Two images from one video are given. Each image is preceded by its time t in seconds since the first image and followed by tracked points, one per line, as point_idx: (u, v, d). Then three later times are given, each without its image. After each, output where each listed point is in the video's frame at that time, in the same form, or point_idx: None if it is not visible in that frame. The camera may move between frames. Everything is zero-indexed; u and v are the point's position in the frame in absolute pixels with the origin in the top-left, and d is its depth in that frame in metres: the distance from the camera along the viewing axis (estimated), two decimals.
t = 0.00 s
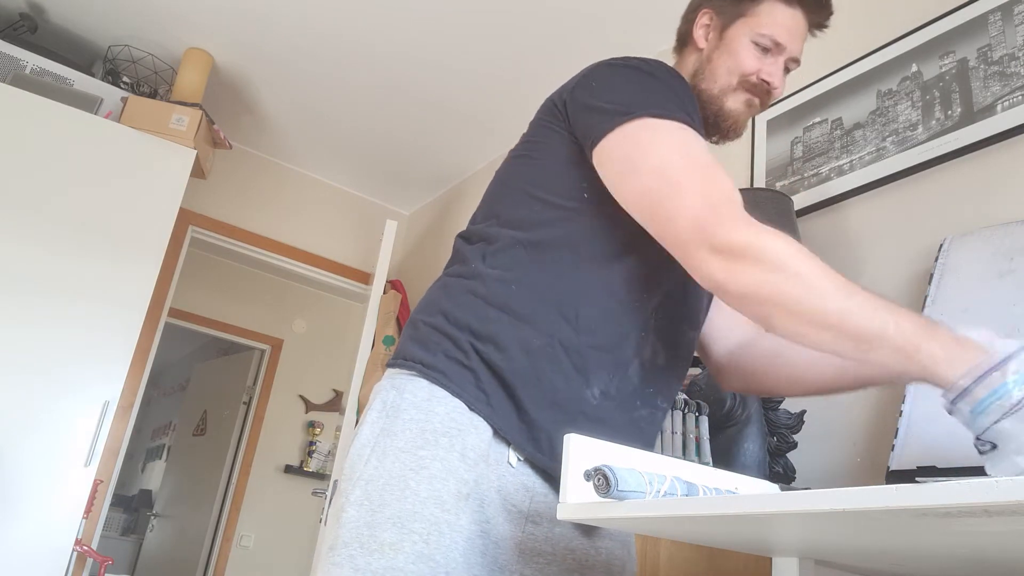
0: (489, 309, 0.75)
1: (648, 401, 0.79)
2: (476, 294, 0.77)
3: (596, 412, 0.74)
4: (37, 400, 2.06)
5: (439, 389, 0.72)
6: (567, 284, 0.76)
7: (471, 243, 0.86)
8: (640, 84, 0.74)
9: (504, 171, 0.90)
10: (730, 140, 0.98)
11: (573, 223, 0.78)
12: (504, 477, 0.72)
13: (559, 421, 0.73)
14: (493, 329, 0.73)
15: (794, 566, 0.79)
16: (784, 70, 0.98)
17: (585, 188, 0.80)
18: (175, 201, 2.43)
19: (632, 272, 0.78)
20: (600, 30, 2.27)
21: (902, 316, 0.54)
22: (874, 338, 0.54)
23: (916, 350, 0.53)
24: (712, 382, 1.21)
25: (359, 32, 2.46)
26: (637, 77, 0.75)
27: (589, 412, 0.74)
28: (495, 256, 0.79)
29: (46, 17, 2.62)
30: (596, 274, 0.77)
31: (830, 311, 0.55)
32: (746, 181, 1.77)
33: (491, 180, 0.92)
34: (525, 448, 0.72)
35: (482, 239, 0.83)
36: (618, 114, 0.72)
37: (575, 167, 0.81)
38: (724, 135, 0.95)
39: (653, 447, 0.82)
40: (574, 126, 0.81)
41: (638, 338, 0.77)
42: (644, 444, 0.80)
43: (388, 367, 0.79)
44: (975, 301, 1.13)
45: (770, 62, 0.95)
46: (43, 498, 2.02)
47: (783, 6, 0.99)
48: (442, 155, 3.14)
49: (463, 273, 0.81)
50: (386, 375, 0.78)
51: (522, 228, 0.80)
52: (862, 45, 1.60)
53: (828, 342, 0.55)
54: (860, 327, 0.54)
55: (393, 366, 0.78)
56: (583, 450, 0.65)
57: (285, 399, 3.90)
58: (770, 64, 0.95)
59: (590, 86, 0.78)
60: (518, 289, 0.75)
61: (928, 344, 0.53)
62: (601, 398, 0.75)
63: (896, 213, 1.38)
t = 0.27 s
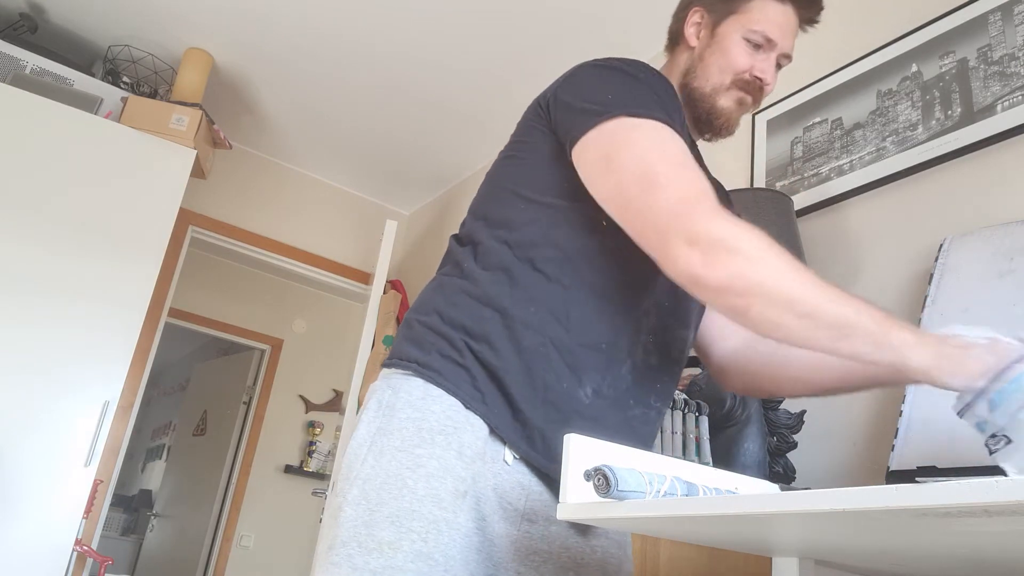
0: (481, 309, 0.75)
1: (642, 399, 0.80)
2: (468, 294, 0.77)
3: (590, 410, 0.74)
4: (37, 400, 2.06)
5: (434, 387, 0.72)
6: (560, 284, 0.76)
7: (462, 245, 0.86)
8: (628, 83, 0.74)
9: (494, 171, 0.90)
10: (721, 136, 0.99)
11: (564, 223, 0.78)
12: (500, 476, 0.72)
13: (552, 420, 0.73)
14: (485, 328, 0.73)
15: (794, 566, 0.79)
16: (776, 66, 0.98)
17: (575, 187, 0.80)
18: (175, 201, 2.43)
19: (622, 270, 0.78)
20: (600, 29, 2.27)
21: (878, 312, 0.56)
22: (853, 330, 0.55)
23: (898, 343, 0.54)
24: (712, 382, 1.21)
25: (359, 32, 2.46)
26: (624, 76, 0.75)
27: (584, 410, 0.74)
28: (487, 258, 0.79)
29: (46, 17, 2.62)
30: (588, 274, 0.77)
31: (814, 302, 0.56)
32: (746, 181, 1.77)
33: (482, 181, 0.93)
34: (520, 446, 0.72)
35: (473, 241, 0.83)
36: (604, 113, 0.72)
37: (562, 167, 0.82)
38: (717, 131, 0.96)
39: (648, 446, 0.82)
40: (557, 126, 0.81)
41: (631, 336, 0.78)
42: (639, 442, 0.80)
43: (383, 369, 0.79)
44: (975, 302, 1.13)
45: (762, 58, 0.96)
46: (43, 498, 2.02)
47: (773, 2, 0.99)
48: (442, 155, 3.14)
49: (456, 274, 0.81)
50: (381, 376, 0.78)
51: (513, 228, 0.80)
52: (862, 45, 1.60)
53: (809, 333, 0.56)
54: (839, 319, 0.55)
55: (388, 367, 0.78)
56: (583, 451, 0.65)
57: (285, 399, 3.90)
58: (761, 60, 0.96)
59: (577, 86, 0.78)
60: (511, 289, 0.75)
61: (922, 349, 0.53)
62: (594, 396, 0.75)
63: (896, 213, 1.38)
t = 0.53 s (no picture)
0: (476, 309, 0.75)
1: (635, 399, 0.80)
2: (464, 294, 0.77)
3: (584, 411, 0.74)
4: (38, 400, 2.07)
5: (427, 389, 0.72)
6: (554, 284, 0.76)
7: (459, 244, 0.86)
8: (624, 81, 0.74)
9: (493, 170, 0.90)
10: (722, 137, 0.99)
11: (559, 223, 0.79)
12: (493, 476, 0.72)
13: (546, 421, 0.73)
14: (480, 328, 0.74)
15: (794, 566, 0.79)
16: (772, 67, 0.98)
17: (569, 187, 0.81)
18: (175, 201, 2.43)
19: (615, 271, 0.78)
20: (600, 30, 2.27)
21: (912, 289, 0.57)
22: (900, 301, 0.55)
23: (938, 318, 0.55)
24: (712, 382, 1.22)
25: (359, 32, 2.46)
26: (621, 74, 0.75)
27: (578, 411, 0.74)
28: (483, 258, 0.79)
29: (46, 18, 2.62)
30: (583, 274, 0.77)
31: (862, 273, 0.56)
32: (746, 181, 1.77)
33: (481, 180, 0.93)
34: (513, 447, 0.72)
35: (470, 239, 0.83)
36: (602, 111, 0.73)
37: (560, 167, 0.82)
38: (716, 134, 0.96)
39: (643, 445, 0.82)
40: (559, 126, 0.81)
41: (626, 335, 0.78)
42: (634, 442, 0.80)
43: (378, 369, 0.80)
44: (975, 302, 1.13)
45: (758, 58, 0.95)
46: (43, 498, 2.02)
47: (769, 2, 0.98)
48: (442, 155, 3.14)
49: (452, 274, 0.81)
50: (375, 377, 0.78)
51: (508, 228, 0.80)
52: (862, 45, 1.60)
53: (860, 304, 0.55)
54: (885, 291, 0.56)
55: (382, 367, 0.78)
56: (583, 451, 0.65)
57: (285, 399, 3.91)
58: (758, 61, 0.95)
59: (579, 85, 0.79)
60: (506, 290, 0.75)
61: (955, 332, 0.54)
62: (588, 397, 0.75)
63: (896, 213, 1.38)
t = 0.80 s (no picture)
0: (476, 308, 0.75)
1: (637, 399, 0.80)
2: (464, 294, 0.77)
3: (585, 411, 0.75)
4: (38, 400, 2.07)
5: (430, 388, 0.72)
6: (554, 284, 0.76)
7: (460, 244, 0.86)
8: (623, 81, 0.74)
9: (494, 171, 0.91)
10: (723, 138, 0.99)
11: (561, 222, 0.79)
12: (495, 476, 0.71)
13: (547, 420, 0.73)
14: (481, 326, 0.74)
15: (794, 566, 0.79)
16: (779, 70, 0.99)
17: (570, 187, 0.81)
18: (175, 201, 2.43)
19: (616, 272, 0.78)
20: (601, 30, 2.27)
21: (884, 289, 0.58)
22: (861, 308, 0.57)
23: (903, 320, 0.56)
24: (712, 383, 1.22)
25: (359, 32, 2.46)
26: (619, 75, 0.76)
27: (577, 409, 0.74)
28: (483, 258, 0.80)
29: (46, 18, 2.62)
30: (583, 273, 0.77)
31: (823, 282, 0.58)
32: (746, 181, 1.77)
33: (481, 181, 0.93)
34: (515, 447, 0.72)
35: (470, 240, 0.84)
36: (596, 111, 0.73)
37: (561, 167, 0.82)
38: (722, 134, 0.96)
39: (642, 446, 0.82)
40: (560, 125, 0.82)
41: (627, 333, 0.78)
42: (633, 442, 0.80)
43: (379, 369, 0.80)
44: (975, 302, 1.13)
45: (768, 61, 0.96)
46: (43, 498, 2.02)
47: (775, 5, 0.99)
48: (442, 155, 3.14)
49: (454, 274, 0.81)
50: (377, 376, 0.78)
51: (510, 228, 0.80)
52: (862, 45, 1.60)
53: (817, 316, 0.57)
54: (843, 298, 0.57)
55: (384, 367, 0.78)
56: (583, 451, 0.65)
57: (285, 399, 3.91)
58: (766, 63, 0.96)
59: (578, 86, 0.79)
60: (506, 290, 0.76)
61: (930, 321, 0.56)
62: (589, 397, 0.75)
63: (896, 213, 1.38)
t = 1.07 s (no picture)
0: (479, 309, 0.75)
1: (642, 397, 0.79)
2: (469, 295, 0.77)
3: (590, 408, 0.74)
4: (38, 400, 2.07)
5: (430, 390, 0.72)
6: (558, 283, 0.76)
7: (465, 245, 0.86)
8: (631, 80, 0.74)
9: (499, 172, 0.91)
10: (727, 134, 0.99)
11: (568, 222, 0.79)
12: (495, 477, 0.71)
13: (550, 419, 0.72)
14: (482, 327, 0.74)
15: (794, 566, 0.79)
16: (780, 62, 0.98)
17: (576, 186, 0.81)
18: (175, 201, 2.43)
19: (619, 271, 0.78)
20: (601, 29, 2.27)
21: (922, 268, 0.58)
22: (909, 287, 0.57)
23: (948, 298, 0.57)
24: (713, 382, 1.22)
25: (359, 32, 2.46)
26: (628, 73, 0.76)
27: (583, 408, 0.74)
28: (488, 259, 0.80)
29: (46, 18, 2.62)
30: (587, 273, 0.77)
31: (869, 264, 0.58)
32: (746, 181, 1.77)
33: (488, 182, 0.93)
34: (518, 445, 0.71)
35: (476, 241, 0.84)
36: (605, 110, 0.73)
37: (566, 166, 0.82)
38: (723, 131, 0.96)
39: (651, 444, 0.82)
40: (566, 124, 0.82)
41: (633, 332, 0.77)
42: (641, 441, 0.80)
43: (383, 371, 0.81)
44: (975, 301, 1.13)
45: (767, 54, 0.95)
46: (43, 498, 2.02)
47: None
48: (442, 155, 3.14)
49: (457, 275, 0.82)
50: (380, 378, 0.79)
51: (516, 228, 0.80)
52: (862, 44, 1.60)
53: (866, 301, 0.58)
54: (891, 284, 0.57)
55: (387, 370, 0.79)
56: (583, 451, 0.65)
57: (285, 399, 3.91)
58: (765, 56, 0.95)
59: (583, 86, 0.79)
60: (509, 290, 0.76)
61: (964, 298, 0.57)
62: (595, 394, 0.75)
63: (896, 214, 1.38)
